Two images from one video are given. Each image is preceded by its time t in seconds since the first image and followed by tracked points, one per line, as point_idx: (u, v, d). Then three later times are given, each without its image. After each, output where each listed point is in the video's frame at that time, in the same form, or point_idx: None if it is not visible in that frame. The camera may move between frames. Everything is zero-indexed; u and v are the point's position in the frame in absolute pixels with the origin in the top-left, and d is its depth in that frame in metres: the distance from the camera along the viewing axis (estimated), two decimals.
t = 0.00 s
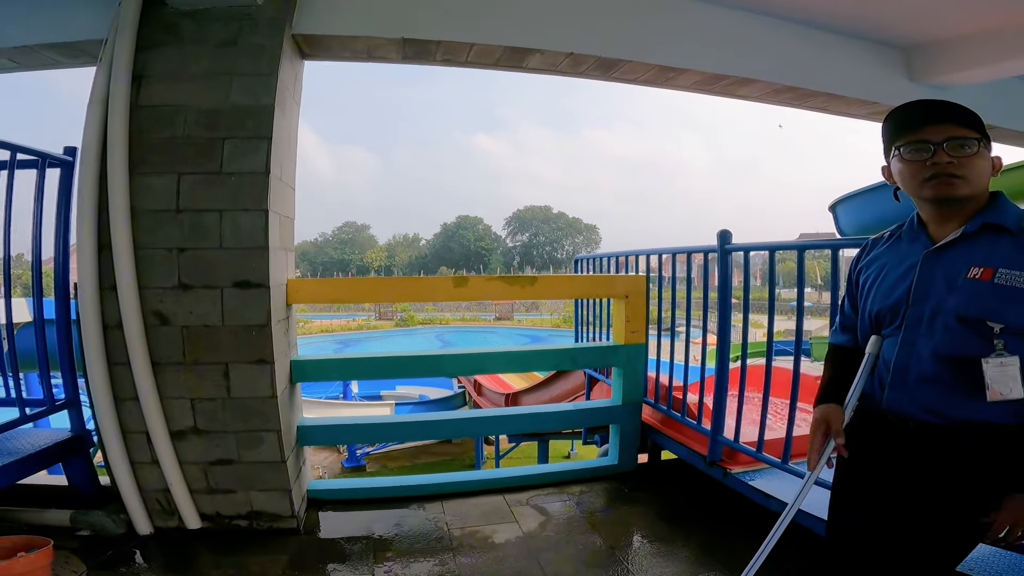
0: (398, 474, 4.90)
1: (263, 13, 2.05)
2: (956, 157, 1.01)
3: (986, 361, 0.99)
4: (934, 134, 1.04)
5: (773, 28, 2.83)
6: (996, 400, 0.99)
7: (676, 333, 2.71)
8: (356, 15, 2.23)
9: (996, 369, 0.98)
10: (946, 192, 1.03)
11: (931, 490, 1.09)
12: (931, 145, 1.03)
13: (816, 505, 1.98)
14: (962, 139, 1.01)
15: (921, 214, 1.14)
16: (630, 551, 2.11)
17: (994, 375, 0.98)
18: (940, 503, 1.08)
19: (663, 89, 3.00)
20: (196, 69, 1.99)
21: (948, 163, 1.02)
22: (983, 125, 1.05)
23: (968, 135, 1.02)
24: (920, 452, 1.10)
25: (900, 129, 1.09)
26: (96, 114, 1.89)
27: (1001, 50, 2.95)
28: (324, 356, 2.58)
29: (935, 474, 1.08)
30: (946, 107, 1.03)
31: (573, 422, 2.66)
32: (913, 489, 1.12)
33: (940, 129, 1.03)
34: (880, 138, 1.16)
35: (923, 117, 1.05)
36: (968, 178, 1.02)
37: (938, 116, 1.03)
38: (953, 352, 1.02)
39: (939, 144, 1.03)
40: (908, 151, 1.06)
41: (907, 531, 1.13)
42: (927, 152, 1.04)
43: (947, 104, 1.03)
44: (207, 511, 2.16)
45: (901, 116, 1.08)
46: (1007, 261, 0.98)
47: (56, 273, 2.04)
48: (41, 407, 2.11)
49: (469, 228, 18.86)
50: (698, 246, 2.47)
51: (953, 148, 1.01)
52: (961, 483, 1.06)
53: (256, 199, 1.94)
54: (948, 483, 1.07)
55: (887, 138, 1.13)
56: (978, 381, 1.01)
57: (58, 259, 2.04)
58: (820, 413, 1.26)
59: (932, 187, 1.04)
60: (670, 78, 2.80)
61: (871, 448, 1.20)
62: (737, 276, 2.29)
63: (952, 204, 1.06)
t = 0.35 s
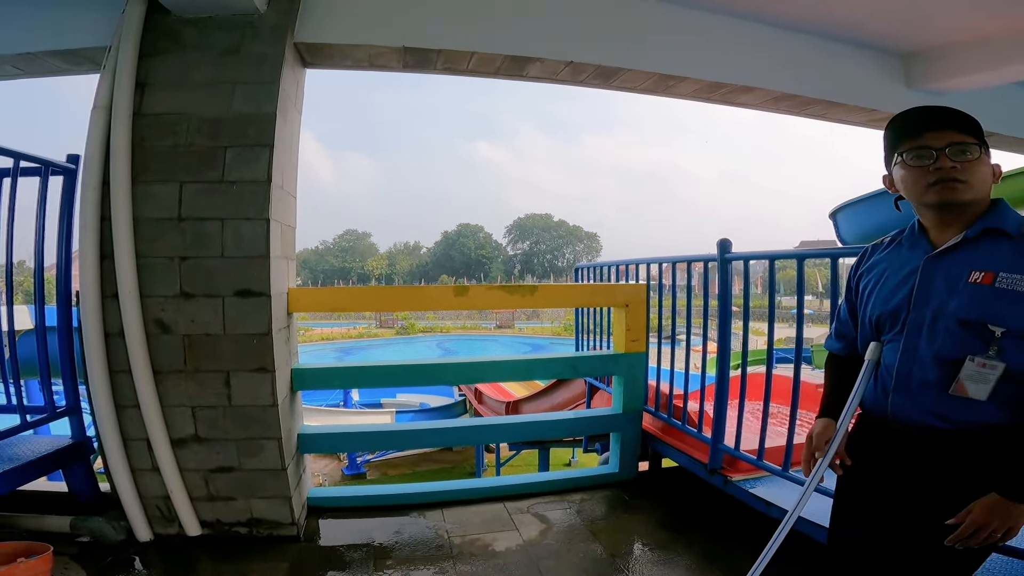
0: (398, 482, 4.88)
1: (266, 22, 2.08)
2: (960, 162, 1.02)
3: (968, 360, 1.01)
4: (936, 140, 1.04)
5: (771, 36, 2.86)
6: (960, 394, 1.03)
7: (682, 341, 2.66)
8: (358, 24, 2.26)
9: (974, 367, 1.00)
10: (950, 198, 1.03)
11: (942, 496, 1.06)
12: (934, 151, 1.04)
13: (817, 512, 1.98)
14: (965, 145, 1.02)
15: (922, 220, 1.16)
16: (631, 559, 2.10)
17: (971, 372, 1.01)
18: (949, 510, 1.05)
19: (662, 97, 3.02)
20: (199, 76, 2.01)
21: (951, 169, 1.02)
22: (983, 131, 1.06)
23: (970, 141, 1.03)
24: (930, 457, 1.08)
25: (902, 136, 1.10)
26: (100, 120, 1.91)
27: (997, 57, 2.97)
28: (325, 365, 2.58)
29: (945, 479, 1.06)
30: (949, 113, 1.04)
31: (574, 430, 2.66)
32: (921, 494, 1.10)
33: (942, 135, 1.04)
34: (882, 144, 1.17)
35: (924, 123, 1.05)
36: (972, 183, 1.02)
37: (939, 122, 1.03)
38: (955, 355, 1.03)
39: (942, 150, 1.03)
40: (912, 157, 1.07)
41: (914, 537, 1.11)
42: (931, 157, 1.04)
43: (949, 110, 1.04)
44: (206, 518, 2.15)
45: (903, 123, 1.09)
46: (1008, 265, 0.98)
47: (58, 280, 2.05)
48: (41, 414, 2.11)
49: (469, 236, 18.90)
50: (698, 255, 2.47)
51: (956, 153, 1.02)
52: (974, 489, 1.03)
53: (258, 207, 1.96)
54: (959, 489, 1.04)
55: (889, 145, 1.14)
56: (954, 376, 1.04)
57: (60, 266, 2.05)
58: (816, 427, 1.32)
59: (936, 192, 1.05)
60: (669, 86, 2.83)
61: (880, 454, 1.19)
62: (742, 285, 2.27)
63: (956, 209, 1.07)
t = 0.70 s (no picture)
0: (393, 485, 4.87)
1: (261, 25, 2.09)
2: (955, 169, 1.03)
3: (980, 369, 1.01)
4: (931, 146, 1.06)
5: (763, 41, 2.89)
6: (990, 406, 1.02)
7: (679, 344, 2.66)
8: (353, 27, 2.26)
9: (990, 376, 1.01)
10: (948, 205, 1.05)
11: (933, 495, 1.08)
12: (930, 158, 1.05)
13: (809, 513, 1.99)
14: (960, 150, 1.03)
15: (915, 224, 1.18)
16: (625, 560, 2.11)
17: (989, 381, 1.01)
18: (940, 511, 1.07)
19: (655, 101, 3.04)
20: (194, 79, 2.01)
21: (949, 175, 1.04)
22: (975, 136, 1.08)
23: (964, 147, 1.04)
24: (922, 456, 1.10)
25: (897, 142, 1.11)
26: (94, 123, 1.91)
27: (985, 61, 3.01)
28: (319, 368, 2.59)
29: (938, 477, 1.07)
30: (942, 120, 1.05)
31: (569, 432, 2.67)
32: (912, 494, 1.11)
33: (937, 141, 1.06)
34: (874, 151, 1.18)
35: (919, 129, 1.07)
36: (969, 190, 1.04)
37: (933, 129, 1.05)
38: (948, 358, 1.05)
39: (938, 156, 1.05)
40: (908, 164, 1.08)
41: (903, 535, 1.12)
42: (927, 164, 1.06)
43: (941, 116, 1.06)
44: (200, 520, 2.15)
45: (897, 130, 1.11)
46: (1002, 269, 1.01)
47: (51, 283, 2.05)
48: (34, 417, 2.10)
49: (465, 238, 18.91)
50: (689, 258, 2.49)
51: (952, 160, 1.04)
52: (965, 489, 1.05)
53: (252, 210, 1.96)
54: (949, 487, 1.06)
55: (882, 151, 1.16)
56: (973, 388, 1.03)
57: (53, 269, 2.05)
58: (805, 427, 1.34)
59: (935, 200, 1.06)
60: (662, 90, 2.85)
61: (870, 454, 1.21)
62: (740, 288, 2.27)
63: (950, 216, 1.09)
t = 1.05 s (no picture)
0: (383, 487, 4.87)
1: (246, 26, 2.08)
2: (945, 181, 1.03)
3: (953, 371, 1.02)
4: (921, 159, 1.05)
5: (750, 43, 2.90)
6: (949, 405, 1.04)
7: (666, 345, 2.67)
8: (339, 29, 2.26)
9: (959, 379, 1.02)
10: (938, 220, 1.04)
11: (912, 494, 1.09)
12: (921, 169, 1.04)
13: (794, 513, 2.00)
14: (950, 163, 1.02)
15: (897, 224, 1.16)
16: (614, 562, 2.11)
17: (955, 382, 1.03)
18: (922, 514, 1.08)
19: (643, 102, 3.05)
20: (176, 82, 2.01)
21: (940, 190, 1.03)
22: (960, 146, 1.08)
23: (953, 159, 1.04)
24: (904, 456, 1.10)
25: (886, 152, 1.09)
26: (75, 126, 1.90)
27: (969, 62, 3.04)
28: (305, 371, 2.57)
29: (921, 480, 1.08)
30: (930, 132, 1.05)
31: (557, 434, 2.66)
32: (892, 492, 1.12)
33: (926, 154, 1.05)
34: (861, 158, 1.17)
35: (909, 139, 1.06)
36: (956, 203, 1.04)
37: (923, 139, 1.04)
38: (931, 363, 1.05)
39: (929, 169, 1.04)
40: (899, 177, 1.06)
41: (884, 534, 1.13)
42: (917, 176, 1.04)
43: (930, 128, 1.05)
44: (185, 524, 2.14)
45: (888, 140, 1.09)
46: (987, 273, 1.01)
47: (32, 287, 2.04)
48: (15, 421, 2.08)
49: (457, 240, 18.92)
50: (676, 259, 2.50)
51: (942, 173, 1.03)
52: (946, 488, 1.05)
53: (236, 213, 1.95)
54: (926, 485, 1.07)
55: (869, 159, 1.14)
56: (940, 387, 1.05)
57: (35, 273, 2.04)
58: (788, 427, 1.36)
59: (924, 214, 1.05)
60: (649, 91, 2.86)
61: (853, 453, 1.21)
62: (728, 290, 2.26)
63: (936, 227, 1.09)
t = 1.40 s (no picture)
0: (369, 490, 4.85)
1: (225, 28, 2.07)
2: (891, 184, 1.04)
3: (944, 370, 1.02)
4: (868, 163, 1.07)
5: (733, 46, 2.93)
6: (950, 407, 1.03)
7: (649, 346, 2.69)
8: (321, 31, 2.25)
9: (954, 378, 1.01)
10: (887, 222, 1.07)
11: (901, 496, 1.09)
12: (867, 174, 1.07)
13: (775, 512, 2.02)
14: (896, 166, 1.04)
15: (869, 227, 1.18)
16: (601, 563, 2.11)
17: (951, 382, 1.02)
18: (905, 513, 1.08)
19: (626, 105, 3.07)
20: (153, 84, 1.99)
21: (885, 193, 1.05)
22: (921, 143, 1.08)
23: (902, 160, 1.05)
24: (891, 456, 1.10)
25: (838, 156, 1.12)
26: (49, 128, 1.88)
27: (947, 64, 3.08)
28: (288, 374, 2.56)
29: (902, 480, 1.08)
30: (877, 136, 1.06)
31: (542, 435, 2.67)
32: (880, 495, 1.12)
33: (874, 157, 1.07)
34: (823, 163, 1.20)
35: (856, 145, 1.09)
36: (907, 205, 1.05)
37: (868, 145, 1.07)
38: (917, 362, 1.05)
39: (875, 174, 1.06)
40: (847, 182, 1.09)
41: (873, 539, 1.11)
42: (864, 181, 1.07)
43: (879, 131, 1.06)
44: (166, 529, 2.12)
45: (838, 144, 1.12)
46: (962, 270, 1.02)
47: (5, 291, 2.02)
48: None
49: (443, 242, 18.93)
50: (658, 261, 2.52)
51: (887, 177, 1.05)
52: (934, 487, 1.05)
53: (215, 216, 1.94)
54: (917, 487, 1.07)
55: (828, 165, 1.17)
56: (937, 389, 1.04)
57: (7, 278, 2.02)
58: (768, 431, 1.35)
59: (874, 217, 1.08)
60: (632, 94, 2.88)
61: (835, 454, 1.21)
62: (710, 290, 2.27)
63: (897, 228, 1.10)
